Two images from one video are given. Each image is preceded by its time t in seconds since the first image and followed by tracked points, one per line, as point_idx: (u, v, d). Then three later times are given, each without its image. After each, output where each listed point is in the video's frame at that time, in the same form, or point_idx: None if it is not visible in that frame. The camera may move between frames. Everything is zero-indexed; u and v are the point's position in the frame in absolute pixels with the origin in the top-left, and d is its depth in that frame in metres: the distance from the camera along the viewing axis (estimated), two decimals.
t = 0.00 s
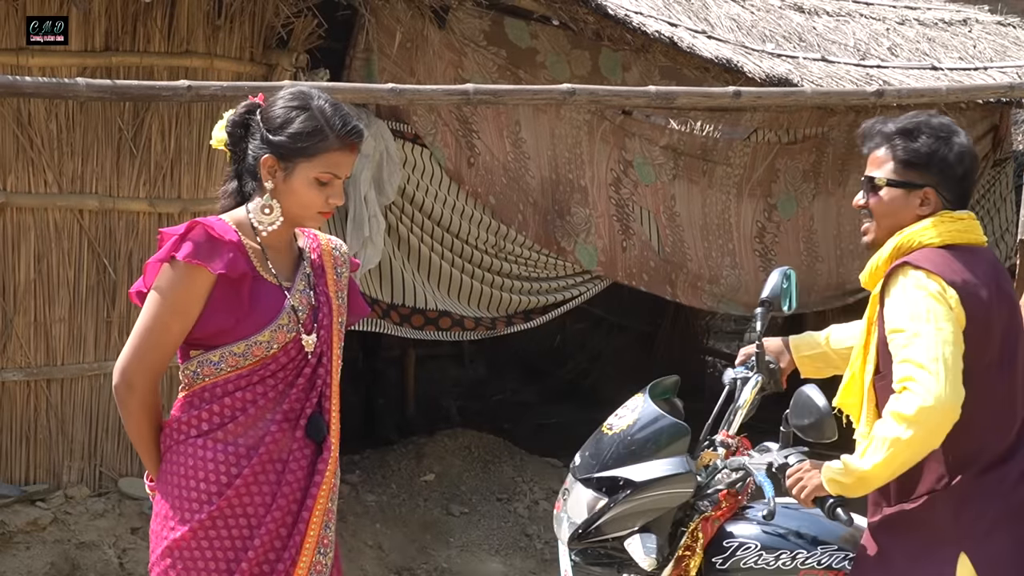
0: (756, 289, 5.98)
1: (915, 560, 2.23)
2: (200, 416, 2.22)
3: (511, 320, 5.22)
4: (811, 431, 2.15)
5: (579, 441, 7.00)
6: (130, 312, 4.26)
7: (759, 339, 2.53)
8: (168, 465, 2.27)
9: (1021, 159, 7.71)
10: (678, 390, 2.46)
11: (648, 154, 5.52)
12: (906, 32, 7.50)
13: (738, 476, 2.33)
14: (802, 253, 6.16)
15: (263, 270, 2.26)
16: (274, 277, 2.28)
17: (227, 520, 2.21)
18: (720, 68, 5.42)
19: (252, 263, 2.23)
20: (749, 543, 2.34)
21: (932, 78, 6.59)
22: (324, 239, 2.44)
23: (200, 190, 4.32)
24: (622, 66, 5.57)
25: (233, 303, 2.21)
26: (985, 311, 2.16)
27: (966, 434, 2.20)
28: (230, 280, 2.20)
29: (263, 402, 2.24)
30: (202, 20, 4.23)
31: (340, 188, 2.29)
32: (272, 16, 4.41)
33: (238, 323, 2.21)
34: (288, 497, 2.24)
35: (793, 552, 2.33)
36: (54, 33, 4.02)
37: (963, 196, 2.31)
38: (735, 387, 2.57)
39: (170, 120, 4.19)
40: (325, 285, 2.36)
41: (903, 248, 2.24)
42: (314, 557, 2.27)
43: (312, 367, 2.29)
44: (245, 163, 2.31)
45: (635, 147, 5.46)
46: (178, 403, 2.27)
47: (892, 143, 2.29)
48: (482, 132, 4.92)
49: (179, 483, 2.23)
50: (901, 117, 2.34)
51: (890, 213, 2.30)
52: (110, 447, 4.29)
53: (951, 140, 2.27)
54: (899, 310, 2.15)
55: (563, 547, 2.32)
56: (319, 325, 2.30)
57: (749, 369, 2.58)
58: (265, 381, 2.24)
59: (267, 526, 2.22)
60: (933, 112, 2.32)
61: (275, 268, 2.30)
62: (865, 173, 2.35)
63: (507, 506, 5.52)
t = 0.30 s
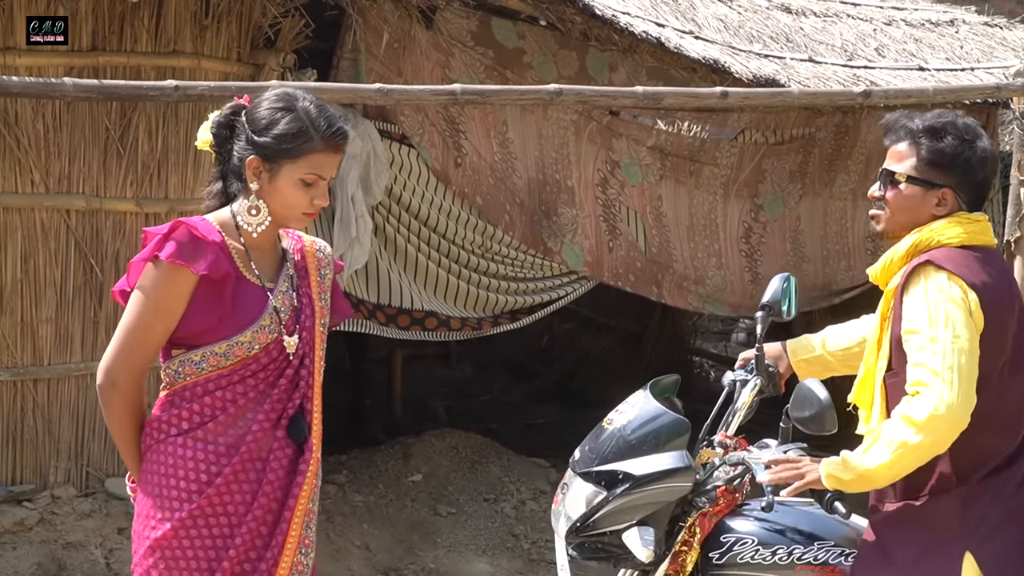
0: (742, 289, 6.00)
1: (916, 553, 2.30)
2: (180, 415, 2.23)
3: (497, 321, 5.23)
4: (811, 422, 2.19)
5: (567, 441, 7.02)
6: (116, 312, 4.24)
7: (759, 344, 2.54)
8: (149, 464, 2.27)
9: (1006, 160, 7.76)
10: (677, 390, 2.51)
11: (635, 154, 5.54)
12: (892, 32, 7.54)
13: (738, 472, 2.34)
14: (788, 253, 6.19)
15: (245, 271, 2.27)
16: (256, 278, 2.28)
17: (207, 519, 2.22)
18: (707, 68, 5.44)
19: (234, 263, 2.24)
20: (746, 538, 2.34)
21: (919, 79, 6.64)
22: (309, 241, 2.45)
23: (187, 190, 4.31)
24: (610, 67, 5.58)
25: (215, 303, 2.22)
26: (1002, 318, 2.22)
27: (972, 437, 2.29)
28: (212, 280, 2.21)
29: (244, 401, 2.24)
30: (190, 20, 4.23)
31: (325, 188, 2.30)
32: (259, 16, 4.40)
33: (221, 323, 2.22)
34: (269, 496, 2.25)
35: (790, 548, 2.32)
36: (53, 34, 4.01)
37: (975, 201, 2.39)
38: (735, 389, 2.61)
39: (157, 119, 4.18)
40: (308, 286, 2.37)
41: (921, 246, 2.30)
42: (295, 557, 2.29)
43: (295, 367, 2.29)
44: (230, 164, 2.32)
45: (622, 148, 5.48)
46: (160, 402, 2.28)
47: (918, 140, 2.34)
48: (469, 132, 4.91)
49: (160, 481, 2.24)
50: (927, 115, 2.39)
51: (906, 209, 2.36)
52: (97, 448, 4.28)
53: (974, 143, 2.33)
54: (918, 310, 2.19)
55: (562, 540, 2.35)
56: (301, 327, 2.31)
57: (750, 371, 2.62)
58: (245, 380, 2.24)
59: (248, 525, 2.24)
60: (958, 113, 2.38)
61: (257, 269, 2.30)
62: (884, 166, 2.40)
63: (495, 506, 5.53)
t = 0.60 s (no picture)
0: (729, 289, 6.02)
1: (912, 548, 2.30)
2: (164, 416, 2.24)
3: (485, 320, 5.24)
4: (812, 417, 2.20)
5: (555, 441, 7.04)
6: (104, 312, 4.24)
7: (759, 348, 2.58)
8: (133, 466, 2.28)
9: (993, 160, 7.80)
10: (677, 390, 2.56)
11: (623, 154, 5.55)
12: (880, 33, 7.58)
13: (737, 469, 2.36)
14: (776, 253, 6.21)
15: (232, 273, 2.28)
16: (242, 280, 2.29)
17: (194, 521, 2.23)
18: (696, 68, 5.46)
19: (220, 266, 2.24)
20: (744, 534, 2.38)
21: (907, 79, 6.67)
22: (291, 243, 2.46)
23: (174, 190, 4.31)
24: (598, 67, 5.60)
25: (201, 304, 2.22)
26: (1000, 317, 2.23)
27: (969, 434, 2.28)
28: (199, 282, 2.21)
29: (228, 403, 2.25)
30: (178, 20, 4.23)
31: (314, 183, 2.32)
32: (247, 16, 4.40)
33: (208, 325, 2.23)
34: (254, 498, 2.26)
35: (788, 545, 2.37)
36: (54, 33, 4.00)
37: (980, 205, 2.39)
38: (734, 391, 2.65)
39: (145, 120, 4.18)
40: (291, 288, 2.38)
41: (919, 244, 2.32)
42: (279, 559, 2.30)
43: (278, 369, 2.31)
44: (213, 171, 2.31)
45: (611, 148, 5.49)
46: (143, 403, 2.28)
47: (927, 139, 2.35)
48: (457, 132, 4.91)
49: (144, 483, 2.25)
50: (939, 115, 2.39)
51: (908, 205, 2.37)
52: (84, 448, 4.28)
53: (982, 148, 2.34)
54: (915, 309, 2.21)
55: (558, 536, 2.37)
56: (285, 328, 2.32)
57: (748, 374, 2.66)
58: (229, 382, 2.25)
59: (233, 527, 2.25)
60: (969, 116, 2.39)
61: (244, 270, 2.31)
62: (892, 161, 2.40)
63: (483, 506, 5.54)
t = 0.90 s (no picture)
0: (719, 289, 6.04)
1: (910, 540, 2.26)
2: (155, 412, 2.24)
3: (475, 321, 5.23)
4: (807, 412, 2.22)
5: (546, 441, 7.05)
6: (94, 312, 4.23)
7: (755, 350, 2.59)
8: (119, 463, 2.28)
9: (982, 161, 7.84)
10: (675, 390, 2.57)
11: (614, 155, 5.57)
12: (871, 34, 7.61)
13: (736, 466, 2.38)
14: (766, 254, 6.24)
15: (220, 268, 2.28)
16: (231, 274, 2.30)
17: (183, 517, 2.24)
18: (687, 69, 5.48)
19: (210, 261, 2.24)
20: (739, 532, 2.39)
21: (897, 80, 6.70)
22: (271, 238, 2.50)
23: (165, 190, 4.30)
24: (588, 68, 5.61)
25: (192, 299, 2.23)
26: (989, 309, 2.23)
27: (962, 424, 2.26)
28: (190, 278, 2.21)
29: (219, 399, 2.27)
30: (168, 20, 4.23)
31: (294, 177, 2.34)
32: (238, 16, 4.40)
33: (198, 321, 2.23)
34: (242, 495, 2.28)
35: (782, 542, 2.38)
36: (52, 34, 4.00)
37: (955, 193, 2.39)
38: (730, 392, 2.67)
39: (136, 120, 4.17)
40: (276, 283, 2.42)
41: (905, 241, 2.31)
42: (265, 555, 2.33)
43: (266, 365, 2.33)
44: (193, 167, 2.31)
45: (601, 149, 5.51)
46: (130, 399, 2.28)
47: (893, 139, 2.35)
48: (447, 133, 4.95)
49: (133, 479, 2.24)
50: (899, 113, 2.40)
51: (887, 209, 2.37)
52: (75, 449, 4.27)
53: (948, 137, 2.35)
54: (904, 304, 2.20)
55: (556, 533, 2.39)
56: (273, 323, 2.35)
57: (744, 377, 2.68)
58: (220, 378, 2.27)
59: (221, 523, 2.26)
60: (928, 108, 2.40)
61: (230, 266, 2.32)
62: (860, 169, 2.41)
63: (473, 507, 5.55)
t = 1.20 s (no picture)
0: (712, 289, 6.05)
1: (900, 539, 2.23)
2: (132, 413, 2.19)
3: (468, 321, 5.23)
4: (802, 413, 2.22)
5: (539, 441, 7.06)
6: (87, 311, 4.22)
7: (750, 351, 2.60)
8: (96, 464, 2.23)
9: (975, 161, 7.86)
10: (668, 390, 2.58)
11: (607, 155, 5.57)
12: (864, 34, 7.63)
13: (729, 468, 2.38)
14: (759, 254, 6.25)
15: (195, 268, 2.24)
16: (206, 275, 2.26)
17: (160, 517, 2.19)
18: (680, 69, 5.49)
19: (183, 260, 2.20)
20: (733, 533, 2.41)
21: (890, 80, 6.72)
22: (252, 236, 2.45)
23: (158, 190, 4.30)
24: (582, 67, 5.62)
25: (171, 298, 2.19)
26: (971, 303, 2.23)
27: (949, 422, 2.26)
28: (164, 278, 2.17)
29: (197, 398, 2.23)
30: (161, 19, 4.23)
31: (273, 204, 2.29)
32: (231, 16, 4.40)
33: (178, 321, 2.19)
34: (220, 494, 2.24)
35: (776, 542, 2.39)
36: (53, 33, 4.01)
37: (919, 197, 2.41)
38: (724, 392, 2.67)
39: (129, 120, 4.17)
40: (254, 283, 2.37)
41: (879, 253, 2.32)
42: (245, 554, 2.28)
43: (244, 365, 2.29)
44: (187, 158, 2.27)
45: (595, 148, 5.52)
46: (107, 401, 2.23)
47: (842, 162, 2.39)
48: (441, 133, 4.96)
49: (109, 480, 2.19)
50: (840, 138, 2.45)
51: (854, 230, 2.39)
52: (68, 449, 4.26)
53: (892, 147, 2.38)
54: (888, 307, 2.20)
55: (549, 533, 2.39)
56: (250, 323, 2.31)
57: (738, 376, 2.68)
58: (197, 377, 2.23)
59: (199, 523, 2.21)
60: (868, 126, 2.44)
61: (206, 265, 2.28)
62: (822, 201, 2.45)
63: (466, 507, 5.55)
